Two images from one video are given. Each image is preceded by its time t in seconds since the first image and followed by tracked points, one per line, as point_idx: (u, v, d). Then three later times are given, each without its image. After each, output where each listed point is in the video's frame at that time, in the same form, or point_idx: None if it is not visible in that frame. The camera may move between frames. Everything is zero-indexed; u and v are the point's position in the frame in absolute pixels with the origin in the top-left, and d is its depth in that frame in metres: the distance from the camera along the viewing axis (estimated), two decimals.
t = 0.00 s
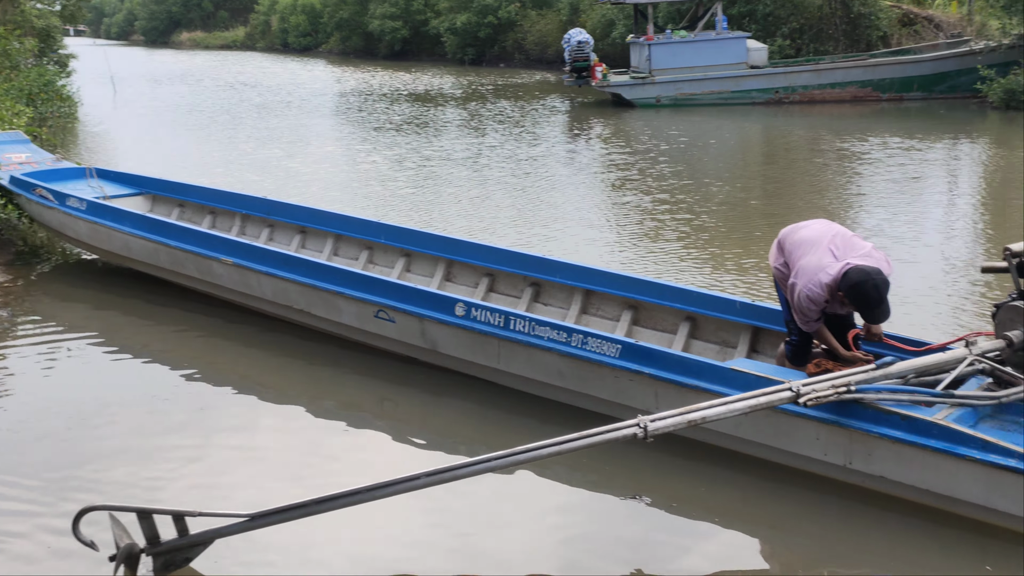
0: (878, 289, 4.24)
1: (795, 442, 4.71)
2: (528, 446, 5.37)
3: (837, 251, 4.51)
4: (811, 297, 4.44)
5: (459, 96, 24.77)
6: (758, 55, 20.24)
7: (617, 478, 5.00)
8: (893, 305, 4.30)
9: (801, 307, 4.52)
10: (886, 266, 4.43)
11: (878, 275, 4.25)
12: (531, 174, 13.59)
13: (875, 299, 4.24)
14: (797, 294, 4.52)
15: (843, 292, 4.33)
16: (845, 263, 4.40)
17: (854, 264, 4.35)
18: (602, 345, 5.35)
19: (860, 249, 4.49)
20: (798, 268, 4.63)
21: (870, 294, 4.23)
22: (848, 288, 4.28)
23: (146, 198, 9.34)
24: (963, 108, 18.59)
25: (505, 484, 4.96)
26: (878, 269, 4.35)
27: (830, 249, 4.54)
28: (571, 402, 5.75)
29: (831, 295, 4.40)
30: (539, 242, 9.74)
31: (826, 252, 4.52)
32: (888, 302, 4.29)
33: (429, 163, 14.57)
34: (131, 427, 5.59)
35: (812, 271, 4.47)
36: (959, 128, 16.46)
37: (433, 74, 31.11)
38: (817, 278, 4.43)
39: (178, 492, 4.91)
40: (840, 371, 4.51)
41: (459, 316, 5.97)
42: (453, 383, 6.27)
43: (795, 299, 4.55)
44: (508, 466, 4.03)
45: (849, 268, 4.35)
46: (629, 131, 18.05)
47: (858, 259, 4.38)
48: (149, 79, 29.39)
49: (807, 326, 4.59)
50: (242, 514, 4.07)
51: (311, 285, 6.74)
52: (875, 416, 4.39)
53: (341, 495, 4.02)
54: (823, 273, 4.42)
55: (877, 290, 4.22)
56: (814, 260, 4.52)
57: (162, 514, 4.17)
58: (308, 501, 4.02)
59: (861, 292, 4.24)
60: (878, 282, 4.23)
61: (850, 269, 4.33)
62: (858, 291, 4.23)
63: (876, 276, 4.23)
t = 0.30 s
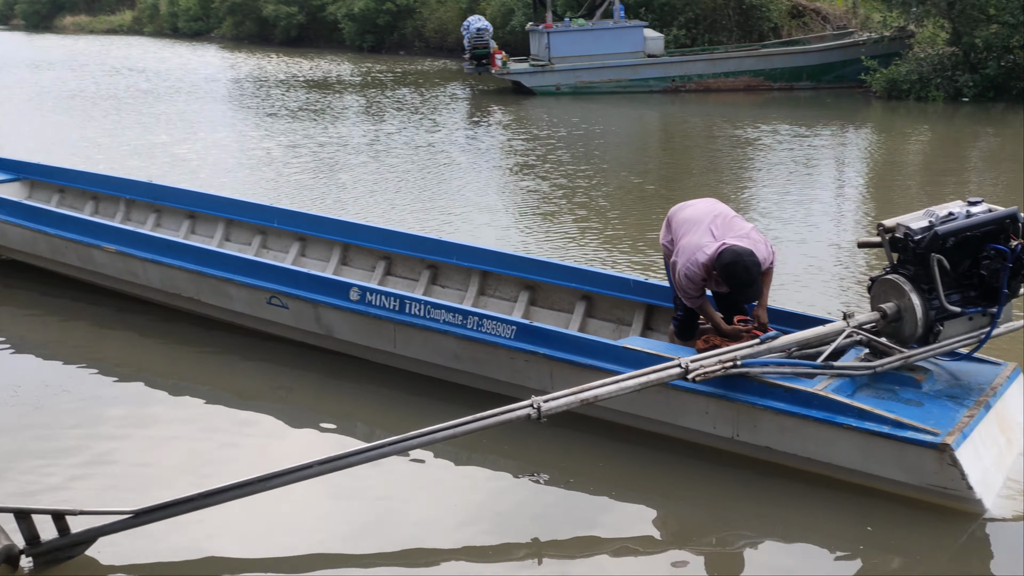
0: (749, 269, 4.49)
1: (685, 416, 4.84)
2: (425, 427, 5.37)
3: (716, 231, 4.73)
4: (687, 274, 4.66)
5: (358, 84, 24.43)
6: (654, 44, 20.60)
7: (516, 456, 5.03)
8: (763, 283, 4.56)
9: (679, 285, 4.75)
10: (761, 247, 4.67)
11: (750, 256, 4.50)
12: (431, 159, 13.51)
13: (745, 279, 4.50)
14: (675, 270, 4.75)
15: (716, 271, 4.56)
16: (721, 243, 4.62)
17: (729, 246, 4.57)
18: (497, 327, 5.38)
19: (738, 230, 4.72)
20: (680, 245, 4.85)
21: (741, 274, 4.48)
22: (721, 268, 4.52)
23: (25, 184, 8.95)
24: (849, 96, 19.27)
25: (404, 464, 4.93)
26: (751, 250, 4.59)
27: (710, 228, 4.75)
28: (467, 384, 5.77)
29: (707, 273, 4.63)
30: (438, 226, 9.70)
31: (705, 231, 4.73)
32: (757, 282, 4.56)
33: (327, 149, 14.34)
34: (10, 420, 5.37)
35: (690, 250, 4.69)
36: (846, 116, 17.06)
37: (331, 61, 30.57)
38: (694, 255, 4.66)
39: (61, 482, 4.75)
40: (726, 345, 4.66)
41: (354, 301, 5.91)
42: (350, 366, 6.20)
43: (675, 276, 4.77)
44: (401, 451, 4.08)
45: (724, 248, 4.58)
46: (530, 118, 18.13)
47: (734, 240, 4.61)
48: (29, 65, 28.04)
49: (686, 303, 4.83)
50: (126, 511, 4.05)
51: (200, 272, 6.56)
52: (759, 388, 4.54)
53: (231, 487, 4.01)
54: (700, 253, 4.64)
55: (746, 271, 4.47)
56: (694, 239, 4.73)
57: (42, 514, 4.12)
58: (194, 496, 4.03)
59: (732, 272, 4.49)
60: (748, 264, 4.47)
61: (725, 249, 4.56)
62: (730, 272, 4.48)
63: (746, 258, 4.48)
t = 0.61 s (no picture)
0: (633, 258, 4.65)
1: (582, 400, 4.91)
2: (325, 416, 5.31)
3: (604, 217, 4.85)
4: (575, 262, 4.80)
5: (255, 72, 23.88)
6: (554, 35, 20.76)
7: (417, 444, 5.02)
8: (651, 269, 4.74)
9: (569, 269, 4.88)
10: (648, 234, 4.79)
11: (634, 246, 4.65)
12: (331, 149, 13.32)
13: (630, 268, 4.66)
14: (565, 257, 4.87)
15: (603, 260, 4.72)
16: (608, 231, 4.75)
17: (614, 234, 4.70)
18: (395, 316, 5.35)
19: (626, 216, 4.84)
20: (570, 231, 4.95)
21: (626, 264, 4.66)
22: (608, 258, 4.68)
23: None
24: (743, 88, 19.77)
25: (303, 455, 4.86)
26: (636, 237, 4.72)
27: (598, 214, 4.86)
28: (366, 373, 5.73)
29: (594, 260, 4.76)
30: (338, 216, 9.58)
31: (593, 218, 4.84)
32: (642, 269, 4.73)
33: (222, 138, 13.98)
34: None
35: (578, 236, 4.81)
36: (740, 107, 17.51)
37: (225, 49, 29.78)
38: (581, 244, 4.77)
39: None
40: (621, 330, 4.75)
41: (248, 292, 5.80)
42: (247, 357, 6.08)
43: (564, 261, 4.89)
44: (296, 445, 4.07)
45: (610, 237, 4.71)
46: (431, 108, 18.03)
47: (620, 228, 4.73)
48: None
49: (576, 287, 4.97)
50: (12, 514, 3.95)
51: (86, 265, 6.33)
52: (653, 371, 4.64)
53: (118, 488, 3.98)
54: (587, 240, 4.76)
55: (632, 261, 4.65)
56: (582, 226, 4.84)
57: None
58: (84, 497, 3.97)
59: (618, 262, 4.65)
60: (632, 254, 4.64)
61: (611, 238, 4.70)
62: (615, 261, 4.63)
63: (631, 248, 4.64)
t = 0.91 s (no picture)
0: (561, 262, 4.67)
1: (501, 391, 4.92)
2: (242, 413, 5.21)
3: (529, 212, 4.84)
4: (501, 258, 4.79)
5: (171, 63, 23.29)
6: (477, 27, 20.72)
7: (336, 439, 4.95)
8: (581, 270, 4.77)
9: (492, 262, 4.88)
10: (573, 230, 4.83)
11: (561, 248, 4.67)
12: (250, 142, 13.07)
13: (559, 273, 4.69)
14: (490, 252, 4.85)
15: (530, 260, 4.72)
16: (533, 228, 4.75)
17: (541, 234, 4.71)
18: (311, 310, 5.28)
19: (549, 212, 4.85)
20: (494, 224, 4.93)
21: (553, 267, 4.67)
22: (535, 260, 4.69)
23: None
24: (665, 81, 20.02)
25: (218, 454, 4.76)
26: (561, 236, 4.74)
27: (522, 209, 4.85)
28: (283, 369, 5.64)
29: (519, 256, 4.78)
30: (257, 211, 9.40)
31: (519, 214, 4.83)
32: (571, 268, 4.74)
33: (136, 131, 13.60)
34: None
35: (503, 231, 4.79)
36: (662, 100, 17.72)
37: (140, 39, 28.96)
38: (507, 240, 4.77)
39: None
40: (540, 321, 4.77)
41: (159, 287, 5.66)
42: (161, 354, 5.93)
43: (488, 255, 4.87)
44: (208, 444, 3.98)
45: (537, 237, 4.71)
46: (354, 100, 17.82)
47: (545, 225, 4.74)
48: None
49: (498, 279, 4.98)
50: None
51: None
52: (571, 361, 4.67)
53: (23, 492, 3.83)
54: (513, 236, 4.76)
55: (558, 264, 4.66)
56: (508, 221, 4.83)
57: None
58: None
59: (544, 264, 4.68)
60: (559, 258, 4.66)
61: (537, 237, 4.70)
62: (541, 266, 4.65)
63: (558, 252, 4.65)
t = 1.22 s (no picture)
0: (532, 267, 4.62)
1: (447, 387, 4.93)
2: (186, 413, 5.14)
3: (494, 211, 4.85)
4: (469, 256, 4.75)
5: (114, 60, 22.85)
6: (425, 24, 20.64)
7: (282, 438, 4.90)
8: (548, 273, 4.70)
9: (454, 260, 4.82)
10: (538, 230, 4.88)
11: (531, 253, 4.62)
12: (194, 140, 12.87)
13: (529, 278, 4.62)
14: (456, 249, 4.80)
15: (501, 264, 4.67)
16: (502, 229, 4.76)
17: (511, 235, 4.72)
18: (255, 308, 5.25)
19: (514, 211, 4.88)
20: (457, 222, 4.90)
21: (525, 273, 4.61)
22: (507, 265, 4.63)
23: None
24: (613, 79, 20.12)
25: (162, 455, 4.69)
26: (528, 238, 4.80)
27: (488, 208, 4.85)
28: (228, 368, 5.58)
29: (487, 257, 4.77)
30: (202, 211, 9.26)
31: (486, 213, 4.83)
32: (542, 272, 4.67)
33: (77, 129, 13.32)
34: None
35: (472, 231, 4.76)
36: (610, 98, 17.82)
37: (81, 36, 28.38)
38: (475, 238, 4.75)
39: None
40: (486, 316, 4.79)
41: (98, 286, 5.57)
42: (102, 355, 5.83)
43: (453, 254, 4.83)
44: (146, 441, 3.92)
45: (507, 240, 4.70)
46: (301, 97, 17.65)
47: (514, 226, 4.76)
48: None
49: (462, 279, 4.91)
50: None
51: None
52: (516, 356, 4.70)
53: None
54: (482, 236, 4.75)
55: (531, 270, 4.60)
56: (475, 219, 4.81)
57: None
58: None
59: (514, 269, 4.63)
60: (532, 263, 4.60)
61: (508, 239, 4.71)
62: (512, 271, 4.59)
63: (529, 259, 4.60)
